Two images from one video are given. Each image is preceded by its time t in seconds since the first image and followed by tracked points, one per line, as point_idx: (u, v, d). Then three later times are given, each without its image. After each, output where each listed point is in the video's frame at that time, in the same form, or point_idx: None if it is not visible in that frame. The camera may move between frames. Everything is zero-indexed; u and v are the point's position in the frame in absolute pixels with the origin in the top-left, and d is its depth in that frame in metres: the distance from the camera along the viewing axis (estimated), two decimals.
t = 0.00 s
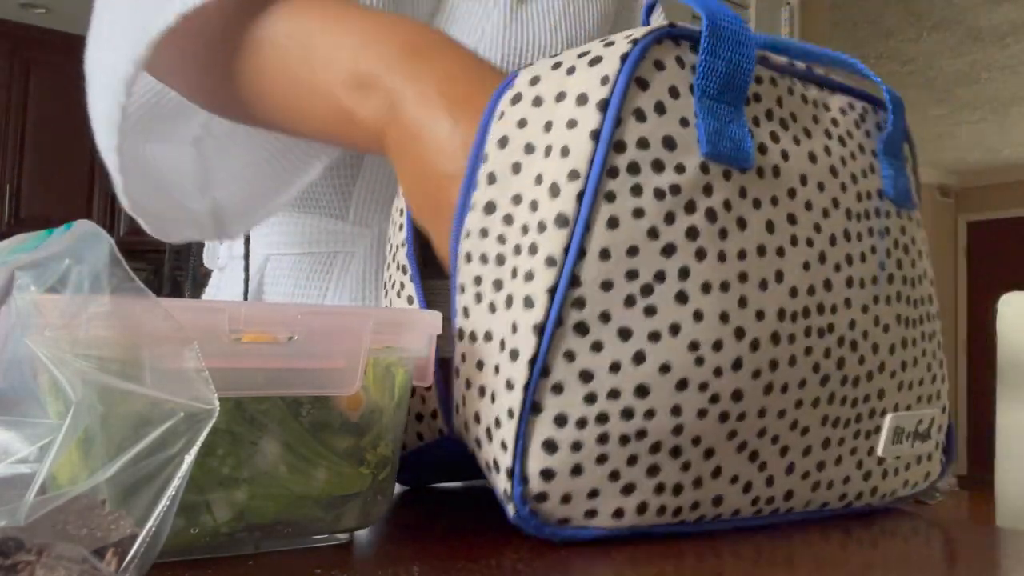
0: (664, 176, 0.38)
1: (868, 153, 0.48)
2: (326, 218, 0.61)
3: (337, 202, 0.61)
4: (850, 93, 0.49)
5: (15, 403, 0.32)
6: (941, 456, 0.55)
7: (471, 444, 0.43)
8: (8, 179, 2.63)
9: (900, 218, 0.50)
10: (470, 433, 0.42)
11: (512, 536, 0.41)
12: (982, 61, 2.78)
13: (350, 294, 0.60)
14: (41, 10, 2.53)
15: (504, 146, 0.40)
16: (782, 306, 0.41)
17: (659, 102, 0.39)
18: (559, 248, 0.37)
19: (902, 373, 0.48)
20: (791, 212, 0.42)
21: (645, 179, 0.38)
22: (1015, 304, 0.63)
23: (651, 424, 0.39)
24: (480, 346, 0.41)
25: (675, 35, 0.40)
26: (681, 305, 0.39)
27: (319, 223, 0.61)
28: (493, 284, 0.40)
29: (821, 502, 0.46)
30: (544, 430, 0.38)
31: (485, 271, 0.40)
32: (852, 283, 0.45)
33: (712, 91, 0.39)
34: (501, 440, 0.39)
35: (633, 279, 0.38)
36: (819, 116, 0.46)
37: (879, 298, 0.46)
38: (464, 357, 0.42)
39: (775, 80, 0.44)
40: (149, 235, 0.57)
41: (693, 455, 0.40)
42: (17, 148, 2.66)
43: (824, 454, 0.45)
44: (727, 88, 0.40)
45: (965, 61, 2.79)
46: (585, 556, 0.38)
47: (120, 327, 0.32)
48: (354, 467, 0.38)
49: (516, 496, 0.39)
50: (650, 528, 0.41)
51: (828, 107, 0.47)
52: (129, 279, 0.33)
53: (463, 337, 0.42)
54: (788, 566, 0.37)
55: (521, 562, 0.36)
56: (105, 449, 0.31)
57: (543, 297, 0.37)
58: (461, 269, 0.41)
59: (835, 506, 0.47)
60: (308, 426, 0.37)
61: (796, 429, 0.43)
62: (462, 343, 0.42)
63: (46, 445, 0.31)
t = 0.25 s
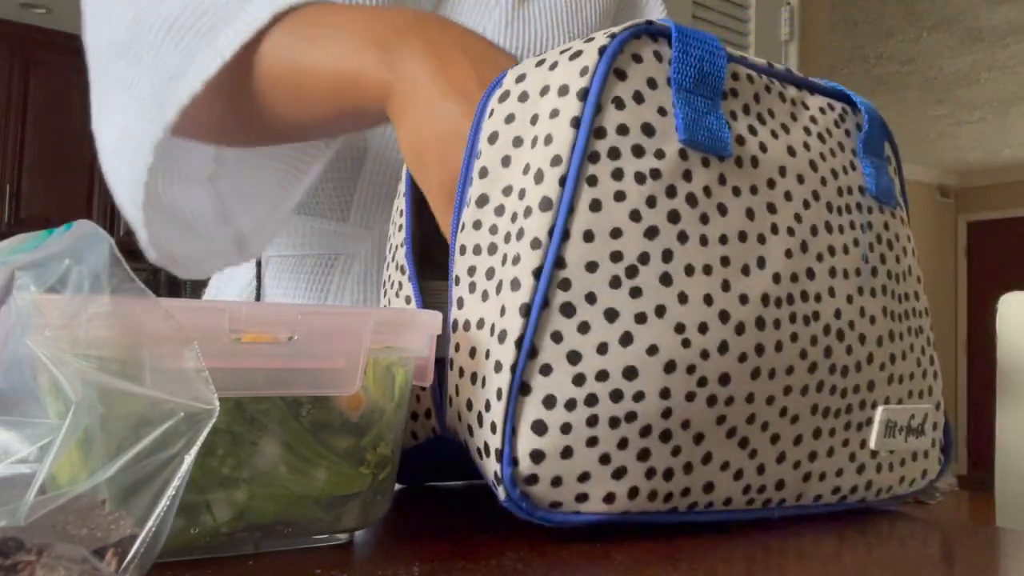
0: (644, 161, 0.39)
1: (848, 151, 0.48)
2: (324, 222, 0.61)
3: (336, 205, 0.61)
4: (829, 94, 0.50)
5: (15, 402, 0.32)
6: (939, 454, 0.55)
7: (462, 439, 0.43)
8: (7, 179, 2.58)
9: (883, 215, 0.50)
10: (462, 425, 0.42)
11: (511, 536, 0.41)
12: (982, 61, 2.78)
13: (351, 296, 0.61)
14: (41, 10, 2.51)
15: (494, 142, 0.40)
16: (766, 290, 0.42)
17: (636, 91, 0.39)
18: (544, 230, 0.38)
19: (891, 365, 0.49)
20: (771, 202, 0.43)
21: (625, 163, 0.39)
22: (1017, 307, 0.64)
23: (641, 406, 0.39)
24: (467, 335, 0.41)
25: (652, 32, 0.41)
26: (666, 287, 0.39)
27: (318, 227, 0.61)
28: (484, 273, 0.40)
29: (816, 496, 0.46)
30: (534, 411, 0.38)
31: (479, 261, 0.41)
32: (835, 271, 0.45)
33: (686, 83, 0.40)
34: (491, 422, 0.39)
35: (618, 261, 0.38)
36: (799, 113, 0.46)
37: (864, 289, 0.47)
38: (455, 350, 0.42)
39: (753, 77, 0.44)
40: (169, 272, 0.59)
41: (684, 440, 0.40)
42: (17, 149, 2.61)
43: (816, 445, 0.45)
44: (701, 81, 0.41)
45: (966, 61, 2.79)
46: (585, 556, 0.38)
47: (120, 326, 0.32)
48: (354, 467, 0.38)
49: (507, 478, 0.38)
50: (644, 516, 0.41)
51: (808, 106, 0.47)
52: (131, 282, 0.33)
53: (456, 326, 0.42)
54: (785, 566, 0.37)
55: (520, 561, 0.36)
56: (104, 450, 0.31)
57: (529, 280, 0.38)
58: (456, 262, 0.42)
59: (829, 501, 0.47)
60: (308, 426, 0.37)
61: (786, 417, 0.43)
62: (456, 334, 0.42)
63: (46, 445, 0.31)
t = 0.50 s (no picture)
0: (631, 174, 0.39)
1: (841, 156, 0.48)
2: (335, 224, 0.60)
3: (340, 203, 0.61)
4: (822, 99, 0.50)
5: (15, 403, 0.32)
6: (939, 457, 0.55)
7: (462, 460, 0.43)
8: (7, 178, 2.47)
9: (878, 218, 0.50)
10: (461, 441, 0.42)
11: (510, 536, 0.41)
12: (981, 61, 2.78)
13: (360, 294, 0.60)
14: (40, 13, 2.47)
15: (486, 163, 0.42)
16: (759, 296, 0.42)
17: (621, 106, 0.40)
18: (535, 246, 0.38)
19: (889, 368, 0.49)
20: (762, 209, 0.43)
21: (613, 176, 0.39)
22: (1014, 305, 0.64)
23: (638, 416, 0.39)
24: (461, 353, 0.41)
25: (635, 47, 0.41)
26: (658, 297, 0.39)
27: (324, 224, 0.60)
28: (479, 290, 0.41)
29: (818, 502, 0.46)
30: (531, 426, 0.38)
31: (473, 279, 0.41)
32: (830, 276, 0.45)
33: (671, 96, 0.41)
34: (489, 439, 0.39)
35: (609, 273, 0.38)
36: (789, 120, 0.46)
37: (860, 294, 0.47)
38: (451, 368, 0.42)
39: (740, 86, 0.44)
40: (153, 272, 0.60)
41: (682, 450, 0.40)
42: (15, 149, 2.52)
43: (814, 450, 0.45)
44: (688, 93, 0.41)
45: (965, 61, 2.79)
46: (585, 557, 0.38)
47: (119, 326, 0.32)
48: (354, 467, 0.38)
49: (507, 494, 0.38)
50: (646, 528, 0.40)
51: (800, 113, 0.47)
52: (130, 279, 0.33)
53: (452, 346, 0.42)
54: (785, 566, 0.37)
55: (521, 562, 0.36)
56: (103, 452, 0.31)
57: (521, 294, 0.38)
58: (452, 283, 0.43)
59: (830, 507, 0.47)
60: (308, 426, 0.37)
61: (784, 423, 0.43)
62: (451, 352, 0.42)
63: (46, 445, 0.31)
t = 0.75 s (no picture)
0: (630, 174, 0.39)
1: (840, 157, 0.49)
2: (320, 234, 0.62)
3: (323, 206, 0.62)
4: (820, 100, 0.50)
5: (15, 403, 0.32)
6: (939, 457, 0.55)
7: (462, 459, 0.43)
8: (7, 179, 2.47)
9: (878, 219, 0.50)
10: (461, 442, 0.42)
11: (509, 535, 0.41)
12: (981, 61, 2.79)
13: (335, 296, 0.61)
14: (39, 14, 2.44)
15: (484, 163, 0.42)
16: (759, 296, 0.42)
17: (619, 107, 0.40)
18: (534, 246, 0.38)
19: (889, 368, 0.49)
20: (761, 209, 0.43)
21: (612, 176, 0.39)
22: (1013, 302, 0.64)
23: (637, 416, 0.39)
24: (462, 353, 0.41)
25: (633, 48, 0.41)
26: (657, 297, 0.39)
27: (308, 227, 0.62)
28: (478, 290, 0.41)
29: (817, 502, 0.46)
30: (531, 425, 0.38)
31: (473, 279, 0.41)
32: (830, 277, 0.45)
33: (669, 97, 0.41)
34: (489, 439, 0.39)
35: (608, 272, 0.38)
36: (788, 120, 0.46)
37: (859, 294, 0.47)
38: (451, 368, 0.42)
39: (738, 87, 0.44)
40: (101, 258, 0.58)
41: (682, 449, 0.40)
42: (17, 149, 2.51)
43: (814, 450, 0.45)
44: (686, 93, 0.41)
45: (965, 61, 2.79)
46: (584, 556, 0.38)
47: (119, 327, 0.32)
48: (354, 468, 0.38)
49: (508, 494, 0.38)
50: (645, 528, 0.40)
51: (798, 113, 0.47)
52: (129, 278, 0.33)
53: (452, 347, 0.42)
54: (784, 566, 0.37)
55: (521, 562, 0.36)
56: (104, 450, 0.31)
57: (521, 294, 0.38)
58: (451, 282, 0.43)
59: (830, 506, 0.47)
60: (308, 426, 0.37)
61: (784, 423, 0.43)
62: (452, 352, 0.42)
63: (46, 445, 0.31)
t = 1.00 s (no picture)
0: (638, 175, 0.39)
1: (856, 154, 0.49)
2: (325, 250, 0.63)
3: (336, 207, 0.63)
4: (841, 94, 0.50)
5: (23, 403, 0.31)
6: (939, 457, 0.55)
7: (462, 459, 0.43)
8: (7, 178, 2.47)
9: (890, 218, 0.50)
10: (462, 440, 0.42)
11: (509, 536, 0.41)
12: (981, 61, 2.79)
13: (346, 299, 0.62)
14: (41, 13, 2.43)
15: (494, 161, 0.42)
16: (765, 299, 0.42)
17: (629, 105, 0.40)
18: (539, 246, 0.38)
19: (893, 371, 0.49)
20: (770, 210, 0.43)
21: (619, 176, 0.39)
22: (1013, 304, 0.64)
23: (640, 418, 0.39)
24: (468, 352, 0.41)
25: (648, 43, 0.41)
26: (662, 299, 0.39)
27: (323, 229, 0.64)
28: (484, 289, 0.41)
29: (818, 504, 0.46)
30: (531, 427, 0.38)
31: (480, 277, 0.41)
32: (838, 279, 0.45)
33: (682, 94, 0.41)
34: (489, 440, 0.39)
35: (612, 274, 0.38)
36: (803, 116, 0.47)
37: (866, 296, 0.47)
38: (456, 366, 0.42)
39: (754, 83, 0.45)
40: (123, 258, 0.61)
41: (684, 451, 0.40)
42: (16, 151, 2.50)
43: (816, 452, 0.45)
44: (699, 91, 0.41)
45: (965, 61, 2.80)
46: (585, 556, 0.38)
47: (129, 329, 0.32)
48: (337, 464, 0.38)
49: (508, 494, 0.38)
50: (646, 528, 0.40)
51: (815, 109, 0.48)
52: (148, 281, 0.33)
53: (457, 345, 0.42)
54: (785, 566, 0.37)
55: (521, 562, 0.36)
56: (111, 447, 0.31)
57: (524, 295, 0.38)
58: (459, 279, 0.43)
59: (831, 508, 0.47)
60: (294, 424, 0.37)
61: (786, 425, 0.43)
62: (457, 351, 0.42)
63: (51, 443, 0.30)
